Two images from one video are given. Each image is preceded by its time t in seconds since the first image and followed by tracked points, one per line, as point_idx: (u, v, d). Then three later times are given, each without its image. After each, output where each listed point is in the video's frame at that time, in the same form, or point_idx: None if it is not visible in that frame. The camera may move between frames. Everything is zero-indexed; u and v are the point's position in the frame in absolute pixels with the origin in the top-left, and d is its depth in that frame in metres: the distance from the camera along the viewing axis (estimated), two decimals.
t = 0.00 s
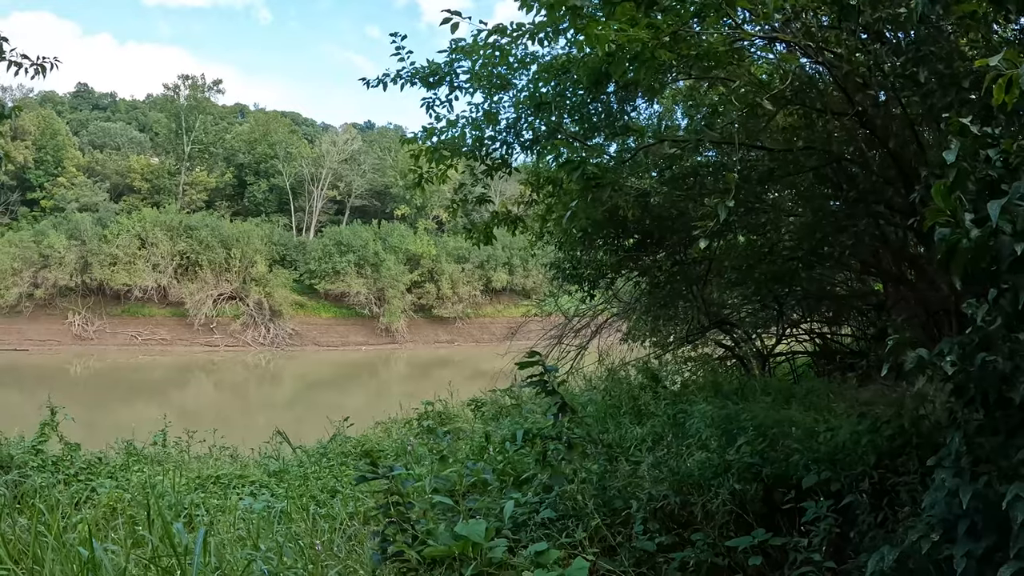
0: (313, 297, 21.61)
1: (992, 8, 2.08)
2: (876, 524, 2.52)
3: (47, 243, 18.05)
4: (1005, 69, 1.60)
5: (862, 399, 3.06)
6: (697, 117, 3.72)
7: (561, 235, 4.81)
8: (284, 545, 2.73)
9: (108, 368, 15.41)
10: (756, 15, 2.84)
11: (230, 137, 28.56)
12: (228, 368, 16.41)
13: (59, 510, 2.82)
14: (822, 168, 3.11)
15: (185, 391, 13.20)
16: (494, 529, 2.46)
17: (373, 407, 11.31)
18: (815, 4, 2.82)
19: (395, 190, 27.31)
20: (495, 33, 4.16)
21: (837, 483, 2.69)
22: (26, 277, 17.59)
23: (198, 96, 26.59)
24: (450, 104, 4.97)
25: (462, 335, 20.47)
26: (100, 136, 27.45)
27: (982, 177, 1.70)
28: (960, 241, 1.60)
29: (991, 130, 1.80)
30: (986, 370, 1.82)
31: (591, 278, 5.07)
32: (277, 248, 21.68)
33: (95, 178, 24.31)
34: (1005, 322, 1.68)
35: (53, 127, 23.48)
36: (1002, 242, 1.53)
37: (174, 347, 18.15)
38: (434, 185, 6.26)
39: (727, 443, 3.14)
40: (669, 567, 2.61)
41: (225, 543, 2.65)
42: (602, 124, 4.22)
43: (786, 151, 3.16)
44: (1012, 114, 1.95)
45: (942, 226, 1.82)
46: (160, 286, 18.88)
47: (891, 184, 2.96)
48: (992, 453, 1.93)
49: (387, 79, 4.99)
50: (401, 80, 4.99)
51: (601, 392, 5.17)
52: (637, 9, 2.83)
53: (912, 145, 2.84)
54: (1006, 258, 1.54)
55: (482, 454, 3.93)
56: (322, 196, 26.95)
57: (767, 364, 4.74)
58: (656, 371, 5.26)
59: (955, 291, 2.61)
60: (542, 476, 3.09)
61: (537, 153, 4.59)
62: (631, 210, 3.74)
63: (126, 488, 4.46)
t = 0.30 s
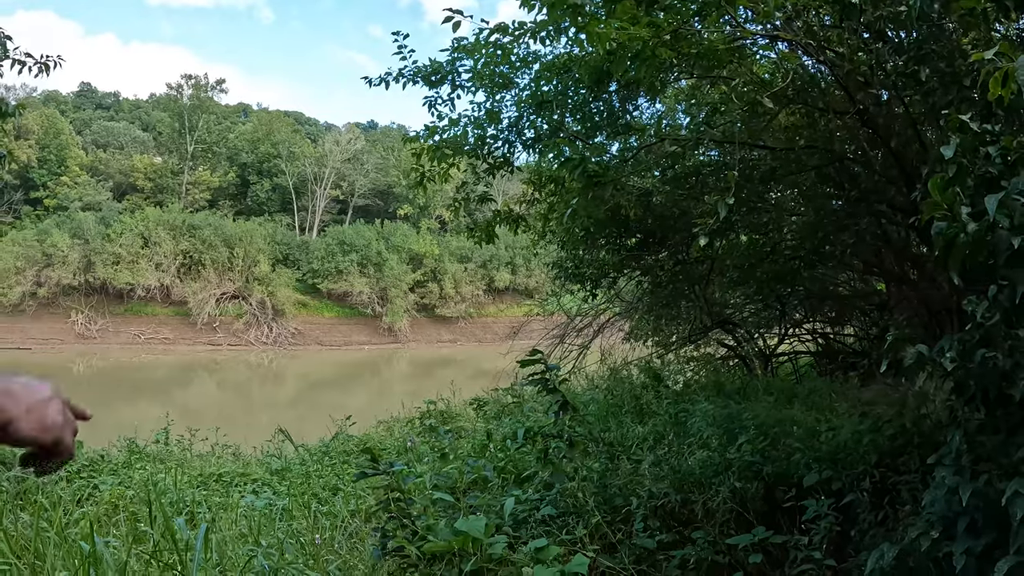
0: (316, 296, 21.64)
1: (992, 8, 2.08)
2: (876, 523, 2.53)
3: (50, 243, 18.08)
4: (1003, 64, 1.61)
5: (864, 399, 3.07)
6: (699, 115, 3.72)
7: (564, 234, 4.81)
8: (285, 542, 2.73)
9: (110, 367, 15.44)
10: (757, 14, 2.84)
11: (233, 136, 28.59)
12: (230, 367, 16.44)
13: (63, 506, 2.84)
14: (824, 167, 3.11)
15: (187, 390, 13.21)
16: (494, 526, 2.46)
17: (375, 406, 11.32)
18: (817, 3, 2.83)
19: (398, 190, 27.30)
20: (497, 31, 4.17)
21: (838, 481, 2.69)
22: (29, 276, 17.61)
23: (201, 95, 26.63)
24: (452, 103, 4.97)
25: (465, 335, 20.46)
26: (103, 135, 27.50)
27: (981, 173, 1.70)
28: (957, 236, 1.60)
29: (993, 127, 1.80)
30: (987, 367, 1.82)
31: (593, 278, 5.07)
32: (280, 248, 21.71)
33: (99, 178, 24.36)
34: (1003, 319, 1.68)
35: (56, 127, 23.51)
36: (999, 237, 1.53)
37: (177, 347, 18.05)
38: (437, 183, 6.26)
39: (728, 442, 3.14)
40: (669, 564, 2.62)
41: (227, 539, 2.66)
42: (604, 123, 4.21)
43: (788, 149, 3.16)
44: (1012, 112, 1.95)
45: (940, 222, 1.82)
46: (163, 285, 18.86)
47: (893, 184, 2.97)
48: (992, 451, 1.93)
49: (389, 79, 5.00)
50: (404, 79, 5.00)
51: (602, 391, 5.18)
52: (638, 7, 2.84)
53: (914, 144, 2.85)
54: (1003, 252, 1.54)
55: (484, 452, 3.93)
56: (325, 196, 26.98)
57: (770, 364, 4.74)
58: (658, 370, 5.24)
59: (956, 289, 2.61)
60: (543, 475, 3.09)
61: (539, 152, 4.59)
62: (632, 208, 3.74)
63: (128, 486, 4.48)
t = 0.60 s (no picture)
0: (316, 296, 21.67)
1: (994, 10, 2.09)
2: (879, 522, 2.54)
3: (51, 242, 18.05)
4: (1006, 70, 1.62)
5: (866, 400, 3.08)
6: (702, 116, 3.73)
7: (566, 234, 4.83)
8: (292, 541, 2.74)
9: (111, 366, 15.42)
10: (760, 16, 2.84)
11: (234, 135, 28.56)
12: (231, 366, 16.45)
13: (70, 505, 2.84)
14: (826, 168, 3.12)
15: (189, 389, 13.20)
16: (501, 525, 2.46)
17: (375, 405, 11.35)
18: (820, 5, 2.83)
19: (399, 189, 27.33)
20: (501, 33, 4.18)
21: (840, 481, 2.70)
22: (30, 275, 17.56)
23: (202, 94, 26.65)
24: (456, 104, 4.98)
25: (466, 334, 20.50)
26: (104, 134, 27.48)
27: (984, 177, 1.70)
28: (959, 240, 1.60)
29: (994, 131, 1.80)
30: (988, 369, 1.83)
31: (595, 278, 5.08)
32: (281, 247, 21.74)
33: (99, 176, 24.34)
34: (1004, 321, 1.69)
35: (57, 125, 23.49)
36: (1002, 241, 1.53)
37: (178, 346, 17.82)
38: (439, 183, 6.27)
39: (730, 441, 3.15)
40: (674, 562, 2.63)
41: (234, 539, 2.66)
42: (607, 124, 4.22)
43: (790, 150, 3.17)
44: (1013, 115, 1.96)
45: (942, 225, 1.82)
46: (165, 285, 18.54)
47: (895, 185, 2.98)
48: (994, 450, 1.94)
49: (392, 79, 5.01)
50: (408, 80, 5.01)
51: (604, 390, 5.20)
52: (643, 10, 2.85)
53: (916, 146, 2.85)
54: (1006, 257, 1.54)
55: (487, 451, 3.95)
56: (326, 195, 27.01)
57: (771, 364, 4.75)
58: (660, 370, 5.25)
59: (958, 289, 2.61)
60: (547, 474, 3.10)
61: (542, 153, 4.60)
62: (635, 209, 3.75)
63: (132, 485, 4.48)
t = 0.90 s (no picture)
0: (318, 294, 21.69)
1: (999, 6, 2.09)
2: (883, 520, 2.54)
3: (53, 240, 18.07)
4: (1010, 67, 1.61)
5: (869, 400, 3.08)
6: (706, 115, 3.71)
7: (569, 232, 4.83)
8: (296, 538, 2.74)
9: (113, 365, 15.41)
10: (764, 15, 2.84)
11: (236, 134, 28.59)
12: (233, 365, 16.45)
13: (75, 503, 2.84)
14: (830, 166, 3.11)
15: (190, 388, 13.20)
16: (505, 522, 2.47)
17: (377, 404, 11.36)
18: (824, 3, 2.82)
19: (401, 188, 27.34)
20: (505, 31, 4.18)
21: (843, 479, 2.70)
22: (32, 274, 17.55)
23: (204, 93, 26.68)
24: (459, 102, 4.98)
25: (467, 333, 20.48)
26: (106, 133, 27.51)
27: (989, 175, 1.70)
28: (965, 237, 1.60)
29: (998, 129, 1.80)
30: (993, 367, 1.83)
31: (598, 276, 5.08)
32: (283, 245, 21.77)
33: (101, 175, 24.36)
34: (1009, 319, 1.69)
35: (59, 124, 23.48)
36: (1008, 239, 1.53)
37: (180, 345, 17.90)
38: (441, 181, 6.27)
39: (734, 440, 3.14)
40: (678, 561, 2.63)
41: (238, 536, 2.66)
42: (610, 122, 4.21)
43: (794, 149, 3.17)
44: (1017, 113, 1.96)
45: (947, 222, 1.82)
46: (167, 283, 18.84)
47: (898, 183, 2.97)
48: (997, 448, 1.94)
49: (396, 78, 5.00)
50: (411, 78, 5.01)
51: (607, 389, 5.20)
52: (648, 7, 2.84)
53: (920, 144, 2.85)
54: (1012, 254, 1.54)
55: (490, 450, 3.95)
56: (328, 194, 27.03)
57: (773, 363, 4.74)
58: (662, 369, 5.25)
59: (962, 288, 2.61)
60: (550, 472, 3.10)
61: (546, 151, 4.60)
62: (639, 207, 3.74)
63: (135, 483, 4.49)
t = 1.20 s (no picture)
0: (326, 292, 21.77)
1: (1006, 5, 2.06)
2: (887, 523, 2.53)
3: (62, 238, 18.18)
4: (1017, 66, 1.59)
5: (877, 401, 3.07)
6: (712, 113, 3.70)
7: (575, 230, 4.81)
8: (298, 537, 2.75)
9: (120, 362, 15.49)
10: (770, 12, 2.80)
11: (245, 132, 28.69)
12: (241, 362, 16.51)
13: (79, 501, 2.86)
14: (838, 165, 3.10)
15: (197, 385, 13.26)
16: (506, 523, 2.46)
17: (384, 402, 11.39)
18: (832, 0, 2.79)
19: (409, 185, 27.35)
20: (510, 30, 4.18)
21: (848, 481, 2.68)
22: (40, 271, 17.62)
23: (212, 92, 26.78)
24: (465, 101, 4.98)
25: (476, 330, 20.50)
26: (115, 131, 27.65)
27: (996, 176, 1.68)
28: (970, 239, 1.58)
29: (1006, 128, 1.77)
30: (998, 370, 1.81)
31: (604, 274, 5.07)
32: (291, 243, 21.86)
33: (110, 173, 24.48)
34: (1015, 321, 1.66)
35: (68, 123, 23.63)
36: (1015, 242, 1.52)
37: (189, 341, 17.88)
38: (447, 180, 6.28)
39: (739, 441, 3.13)
40: (680, 563, 2.61)
41: (240, 534, 2.68)
42: (617, 120, 4.20)
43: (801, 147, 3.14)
44: None
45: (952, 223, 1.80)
46: (175, 280, 19.00)
47: (906, 182, 2.97)
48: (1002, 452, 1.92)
49: (401, 76, 5.01)
50: (417, 76, 5.02)
51: (613, 388, 5.20)
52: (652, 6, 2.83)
53: (928, 143, 2.84)
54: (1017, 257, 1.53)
55: (495, 449, 3.96)
56: (336, 191, 27.08)
57: (780, 362, 4.71)
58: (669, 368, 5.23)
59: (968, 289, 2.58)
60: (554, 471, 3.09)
61: (552, 150, 4.59)
62: (644, 206, 3.72)
63: (141, 480, 4.52)
